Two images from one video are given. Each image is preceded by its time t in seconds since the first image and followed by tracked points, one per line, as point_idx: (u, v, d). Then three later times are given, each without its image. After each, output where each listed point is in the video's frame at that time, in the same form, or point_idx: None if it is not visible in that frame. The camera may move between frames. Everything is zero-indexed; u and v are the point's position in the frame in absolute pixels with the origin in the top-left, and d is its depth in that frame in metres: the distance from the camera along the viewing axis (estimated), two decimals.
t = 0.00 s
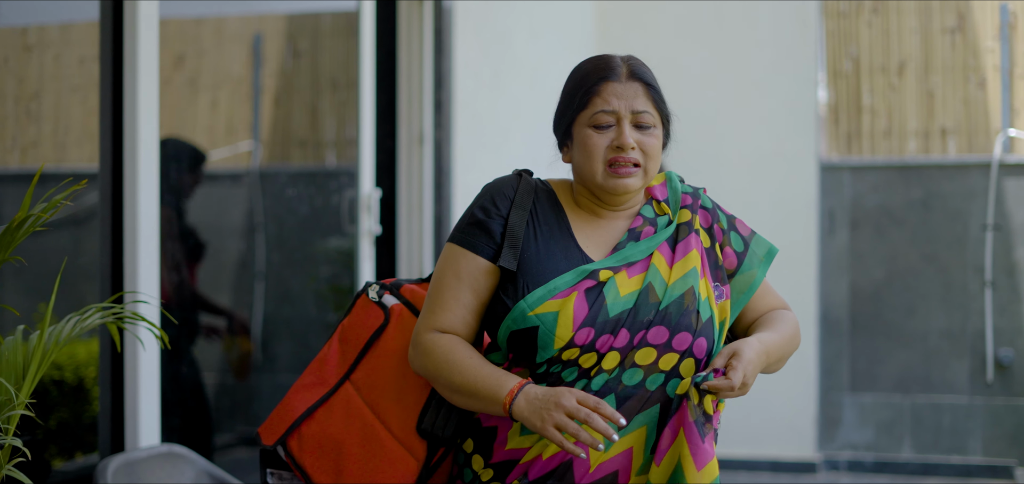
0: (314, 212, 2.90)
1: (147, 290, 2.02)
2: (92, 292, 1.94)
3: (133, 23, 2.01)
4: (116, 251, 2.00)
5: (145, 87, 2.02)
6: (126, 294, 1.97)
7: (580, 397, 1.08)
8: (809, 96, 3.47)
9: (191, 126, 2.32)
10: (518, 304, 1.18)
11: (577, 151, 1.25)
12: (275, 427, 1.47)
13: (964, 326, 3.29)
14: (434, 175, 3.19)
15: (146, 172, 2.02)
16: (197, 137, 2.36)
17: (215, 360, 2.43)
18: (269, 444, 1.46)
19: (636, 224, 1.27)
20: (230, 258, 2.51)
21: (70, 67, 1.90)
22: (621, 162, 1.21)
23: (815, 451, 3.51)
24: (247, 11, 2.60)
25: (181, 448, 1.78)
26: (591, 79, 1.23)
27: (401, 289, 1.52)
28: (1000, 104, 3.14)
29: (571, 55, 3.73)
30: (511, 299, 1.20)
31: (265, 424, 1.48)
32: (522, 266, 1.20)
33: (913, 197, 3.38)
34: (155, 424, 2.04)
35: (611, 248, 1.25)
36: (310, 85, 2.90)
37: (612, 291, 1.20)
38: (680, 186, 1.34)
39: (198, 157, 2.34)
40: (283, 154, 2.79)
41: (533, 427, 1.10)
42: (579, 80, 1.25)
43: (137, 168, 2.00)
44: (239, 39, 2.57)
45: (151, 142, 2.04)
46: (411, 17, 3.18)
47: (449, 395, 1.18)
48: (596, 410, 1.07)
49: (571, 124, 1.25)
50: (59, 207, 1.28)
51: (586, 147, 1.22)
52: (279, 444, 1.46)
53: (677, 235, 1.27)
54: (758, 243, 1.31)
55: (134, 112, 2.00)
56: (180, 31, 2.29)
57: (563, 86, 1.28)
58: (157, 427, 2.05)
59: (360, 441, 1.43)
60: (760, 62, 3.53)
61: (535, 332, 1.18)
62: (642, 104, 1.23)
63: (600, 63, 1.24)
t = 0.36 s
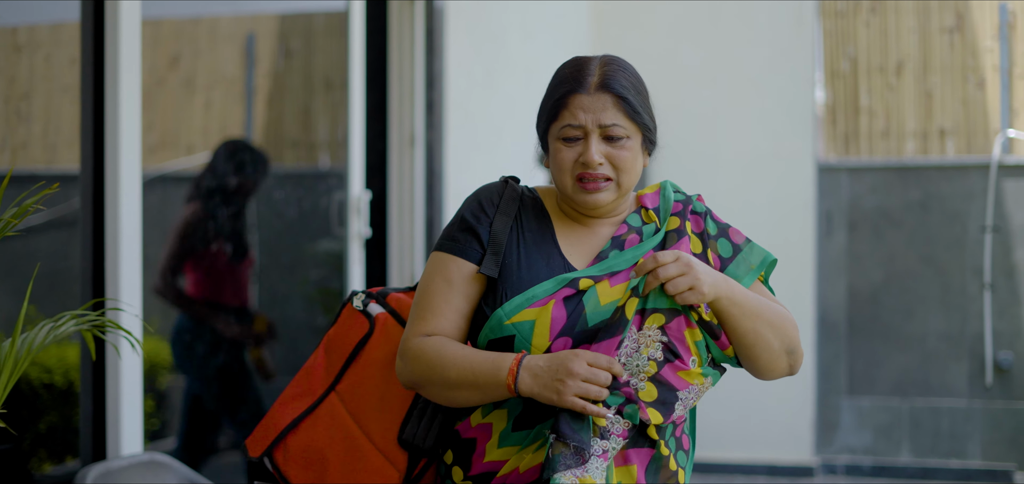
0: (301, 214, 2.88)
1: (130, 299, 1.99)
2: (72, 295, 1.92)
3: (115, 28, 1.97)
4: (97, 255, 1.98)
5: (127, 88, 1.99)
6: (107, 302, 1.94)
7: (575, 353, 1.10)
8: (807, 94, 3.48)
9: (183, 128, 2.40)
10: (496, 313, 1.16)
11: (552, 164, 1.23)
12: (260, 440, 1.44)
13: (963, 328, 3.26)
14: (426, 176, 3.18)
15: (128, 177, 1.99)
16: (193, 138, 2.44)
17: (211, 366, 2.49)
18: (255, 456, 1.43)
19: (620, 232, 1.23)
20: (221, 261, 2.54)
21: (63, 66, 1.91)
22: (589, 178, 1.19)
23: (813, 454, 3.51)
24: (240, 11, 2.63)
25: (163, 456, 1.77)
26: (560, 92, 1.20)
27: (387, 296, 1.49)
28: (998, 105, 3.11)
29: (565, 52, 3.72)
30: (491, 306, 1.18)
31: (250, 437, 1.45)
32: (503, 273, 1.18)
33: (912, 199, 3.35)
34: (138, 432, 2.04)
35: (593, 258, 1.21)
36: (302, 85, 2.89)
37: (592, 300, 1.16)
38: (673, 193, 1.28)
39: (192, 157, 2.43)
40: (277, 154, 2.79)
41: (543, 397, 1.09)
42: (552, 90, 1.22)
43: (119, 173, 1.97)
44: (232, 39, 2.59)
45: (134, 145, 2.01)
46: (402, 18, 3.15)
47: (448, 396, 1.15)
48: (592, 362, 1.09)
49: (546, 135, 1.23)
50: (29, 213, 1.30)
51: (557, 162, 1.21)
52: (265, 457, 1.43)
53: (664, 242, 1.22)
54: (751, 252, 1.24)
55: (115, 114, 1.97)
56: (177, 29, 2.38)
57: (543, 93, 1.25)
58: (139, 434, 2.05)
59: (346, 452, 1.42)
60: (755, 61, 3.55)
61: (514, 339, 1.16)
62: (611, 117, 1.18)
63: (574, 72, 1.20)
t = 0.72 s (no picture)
0: (302, 217, 2.91)
1: (126, 301, 2.18)
2: (70, 299, 2.09)
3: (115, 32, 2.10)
4: (94, 262, 2.16)
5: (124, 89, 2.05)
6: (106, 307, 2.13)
7: (528, 267, 1.13)
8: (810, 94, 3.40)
9: (188, 130, 2.52)
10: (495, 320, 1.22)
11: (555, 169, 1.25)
12: (269, 444, 1.55)
13: (969, 332, 3.23)
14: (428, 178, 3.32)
15: (125, 182, 2.19)
16: (198, 140, 2.56)
17: (213, 366, 2.62)
18: (263, 460, 1.55)
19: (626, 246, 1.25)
20: (224, 262, 2.66)
21: (64, 68, 2.09)
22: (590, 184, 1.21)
23: (819, 458, 3.46)
24: (243, 14, 2.69)
25: (158, 462, 1.88)
26: (562, 97, 1.22)
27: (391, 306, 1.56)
28: (1005, 106, 3.08)
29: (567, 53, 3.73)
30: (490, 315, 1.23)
31: (261, 441, 1.57)
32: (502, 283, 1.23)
33: (918, 201, 3.36)
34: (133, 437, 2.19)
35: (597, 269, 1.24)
36: (305, 87, 2.91)
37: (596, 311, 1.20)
38: (687, 209, 1.30)
39: (196, 159, 2.54)
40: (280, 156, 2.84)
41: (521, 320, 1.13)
42: (555, 95, 1.24)
43: (116, 185, 2.17)
44: (234, 42, 2.67)
45: (130, 137, 2.21)
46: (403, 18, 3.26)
47: (438, 367, 1.18)
48: (546, 269, 1.13)
49: (549, 140, 1.25)
50: (20, 217, 1.45)
51: (559, 168, 1.23)
52: (272, 462, 1.54)
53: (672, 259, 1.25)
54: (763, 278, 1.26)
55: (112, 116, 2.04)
56: (181, 33, 2.49)
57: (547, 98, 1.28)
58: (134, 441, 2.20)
59: (345, 458, 1.50)
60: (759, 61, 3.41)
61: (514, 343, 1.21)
62: (612, 122, 1.20)
63: (576, 77, 1.22)
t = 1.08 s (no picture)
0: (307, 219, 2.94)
1: (129, 306, 2.16)
2: (73, 300, 2.09)
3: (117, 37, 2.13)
4: (97, 262, 2.15)
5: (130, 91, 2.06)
6: (109, 308, 2.12)
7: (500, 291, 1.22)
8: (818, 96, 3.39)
9: (196, 131, 2.52)
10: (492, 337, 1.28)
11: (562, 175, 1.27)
12: (274, 438, 1.56)
13: (976, 334, 3.22)
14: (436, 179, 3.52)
15: (129, 182, 2.17)
16: (205, 141, 2.56)
17: (220, 368, 2.63)
18: (268, 452, 1.56)
19: (631, 255, 1.29)
20: (231, 264, 2.67)
21: (70, 69, 2.10)
22: (598, 189, 1.22)
23: (825, 460, 3.48)
24: (248, 16, 2.70)
25: (165, 464, 1.88)
26: (567, 103, 1.23)
27: (400, 304, 1.57)
28: (1012, 107, 3.06)
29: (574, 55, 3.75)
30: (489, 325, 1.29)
31: (267, 434, 1.58)
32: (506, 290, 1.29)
33: (924, 202, 3.37)
34: (137, 441, 2.16)
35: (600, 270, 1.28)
36: (311, 88, 2.94)
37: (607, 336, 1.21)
38: (697, 216, 1.32)
39: (203, 160, 2.55)
40: (286, 158, 2.86)
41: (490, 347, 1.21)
42: (560, 102, 1.26)
43: (120, 186, 2.15)
44: (241, 43, 2.68)
45: (134, 147, 2.19)
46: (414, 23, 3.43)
47: (430, 383, 1.29)
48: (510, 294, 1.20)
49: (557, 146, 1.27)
50: (23, 219, 1.45)
51: (567, 174, 1.24)
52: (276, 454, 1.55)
53: (681, 267, 1.27)
54: (771, 289, 1.30)
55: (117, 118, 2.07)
56: (188, 34, 2.50)
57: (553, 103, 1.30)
58: (139, 444, 2.17)
59: (347, 453, 1.50)
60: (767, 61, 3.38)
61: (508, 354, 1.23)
62: (619, 128, 1.21)
63: (582, 83, 1.24)
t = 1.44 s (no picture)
0: (307, 218, 2.98)
1: (129, 306, 2.15)
2: (74, 300, 2.10)
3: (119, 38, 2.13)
4: (97, 260, 2.15)
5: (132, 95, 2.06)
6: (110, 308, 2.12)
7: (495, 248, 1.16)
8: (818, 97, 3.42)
9: (196, 132, 2.51)
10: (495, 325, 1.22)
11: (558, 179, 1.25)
12: (285, 426, 1.57)
13: (975, 334, 3.24)
14: (434, 181, 3.47)
15: (129, 182, 2.17)
16: (205, 142, 2.55)
17: (220, 369, 2.63)
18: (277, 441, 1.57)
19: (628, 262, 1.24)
20: (232, 265, 2.67)
21: (70, 69, 2.10)
22: (594, 193, 1.20)
23: (825, 460, 3.49)
24: (249, 17, 2.71)
25: (165, 464, 1.88)
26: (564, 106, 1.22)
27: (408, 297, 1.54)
28: (1011, 108, 3.10)
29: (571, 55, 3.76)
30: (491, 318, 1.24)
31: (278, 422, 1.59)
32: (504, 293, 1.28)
33: (924, 202, 3.34)
34: (136, 440, 2.16)
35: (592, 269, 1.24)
36: (311, 88, 2.97)
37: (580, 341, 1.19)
38: (695, 223, 1.26)
39: (204, 160, 2.54)
40: (286, 158, 2.89)
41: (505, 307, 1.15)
42: (558, 105, 1.24)
43: (120, 185, 2.14)
44: (242, 43, 2.68)
45: (134, 148, 2.18)
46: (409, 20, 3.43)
47: (440, 363, 1.21)
48: (510, 245, 1.15)
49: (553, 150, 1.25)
50: (22, 220, 1.45)
51: (563, 178, 1.23)
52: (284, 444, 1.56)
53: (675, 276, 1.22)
54: (769, 298, 1.23)
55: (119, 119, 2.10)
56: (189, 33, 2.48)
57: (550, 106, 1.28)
58: (138, 443, 2.17)
59: (348, 446, 1.50)
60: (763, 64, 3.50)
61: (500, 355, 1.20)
62: (616, 131, 1.19)
63: (579, 86, 1.23)
